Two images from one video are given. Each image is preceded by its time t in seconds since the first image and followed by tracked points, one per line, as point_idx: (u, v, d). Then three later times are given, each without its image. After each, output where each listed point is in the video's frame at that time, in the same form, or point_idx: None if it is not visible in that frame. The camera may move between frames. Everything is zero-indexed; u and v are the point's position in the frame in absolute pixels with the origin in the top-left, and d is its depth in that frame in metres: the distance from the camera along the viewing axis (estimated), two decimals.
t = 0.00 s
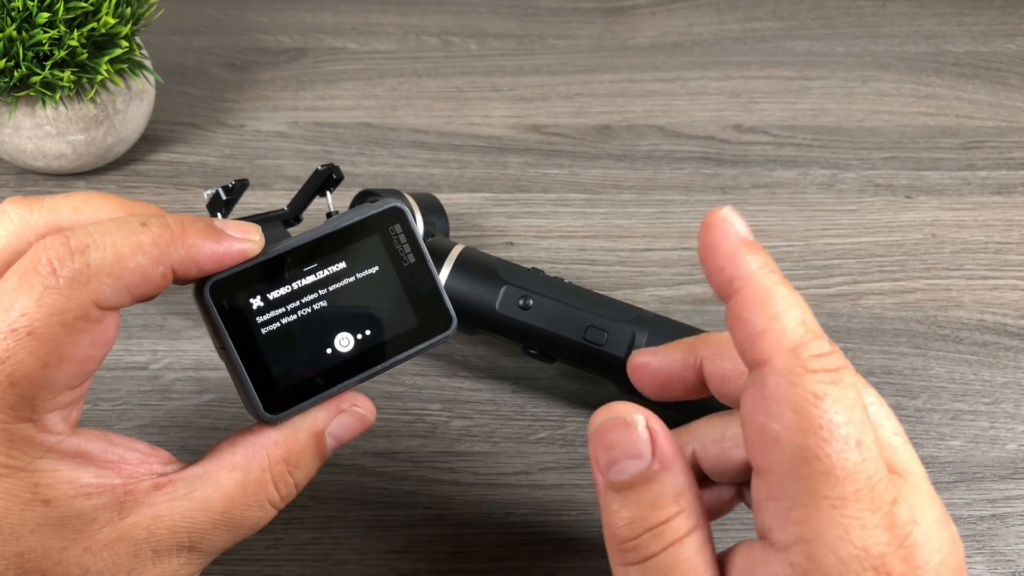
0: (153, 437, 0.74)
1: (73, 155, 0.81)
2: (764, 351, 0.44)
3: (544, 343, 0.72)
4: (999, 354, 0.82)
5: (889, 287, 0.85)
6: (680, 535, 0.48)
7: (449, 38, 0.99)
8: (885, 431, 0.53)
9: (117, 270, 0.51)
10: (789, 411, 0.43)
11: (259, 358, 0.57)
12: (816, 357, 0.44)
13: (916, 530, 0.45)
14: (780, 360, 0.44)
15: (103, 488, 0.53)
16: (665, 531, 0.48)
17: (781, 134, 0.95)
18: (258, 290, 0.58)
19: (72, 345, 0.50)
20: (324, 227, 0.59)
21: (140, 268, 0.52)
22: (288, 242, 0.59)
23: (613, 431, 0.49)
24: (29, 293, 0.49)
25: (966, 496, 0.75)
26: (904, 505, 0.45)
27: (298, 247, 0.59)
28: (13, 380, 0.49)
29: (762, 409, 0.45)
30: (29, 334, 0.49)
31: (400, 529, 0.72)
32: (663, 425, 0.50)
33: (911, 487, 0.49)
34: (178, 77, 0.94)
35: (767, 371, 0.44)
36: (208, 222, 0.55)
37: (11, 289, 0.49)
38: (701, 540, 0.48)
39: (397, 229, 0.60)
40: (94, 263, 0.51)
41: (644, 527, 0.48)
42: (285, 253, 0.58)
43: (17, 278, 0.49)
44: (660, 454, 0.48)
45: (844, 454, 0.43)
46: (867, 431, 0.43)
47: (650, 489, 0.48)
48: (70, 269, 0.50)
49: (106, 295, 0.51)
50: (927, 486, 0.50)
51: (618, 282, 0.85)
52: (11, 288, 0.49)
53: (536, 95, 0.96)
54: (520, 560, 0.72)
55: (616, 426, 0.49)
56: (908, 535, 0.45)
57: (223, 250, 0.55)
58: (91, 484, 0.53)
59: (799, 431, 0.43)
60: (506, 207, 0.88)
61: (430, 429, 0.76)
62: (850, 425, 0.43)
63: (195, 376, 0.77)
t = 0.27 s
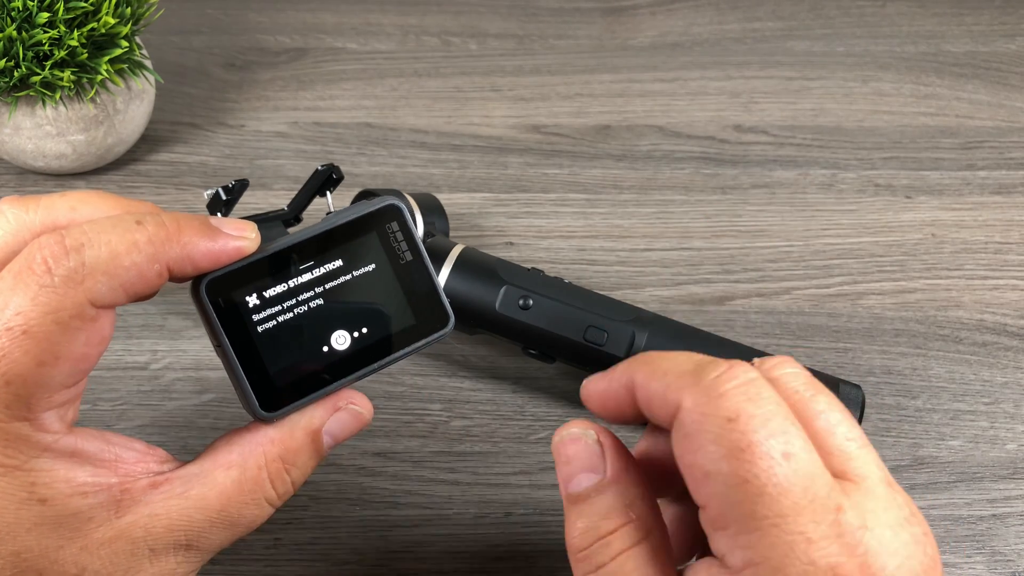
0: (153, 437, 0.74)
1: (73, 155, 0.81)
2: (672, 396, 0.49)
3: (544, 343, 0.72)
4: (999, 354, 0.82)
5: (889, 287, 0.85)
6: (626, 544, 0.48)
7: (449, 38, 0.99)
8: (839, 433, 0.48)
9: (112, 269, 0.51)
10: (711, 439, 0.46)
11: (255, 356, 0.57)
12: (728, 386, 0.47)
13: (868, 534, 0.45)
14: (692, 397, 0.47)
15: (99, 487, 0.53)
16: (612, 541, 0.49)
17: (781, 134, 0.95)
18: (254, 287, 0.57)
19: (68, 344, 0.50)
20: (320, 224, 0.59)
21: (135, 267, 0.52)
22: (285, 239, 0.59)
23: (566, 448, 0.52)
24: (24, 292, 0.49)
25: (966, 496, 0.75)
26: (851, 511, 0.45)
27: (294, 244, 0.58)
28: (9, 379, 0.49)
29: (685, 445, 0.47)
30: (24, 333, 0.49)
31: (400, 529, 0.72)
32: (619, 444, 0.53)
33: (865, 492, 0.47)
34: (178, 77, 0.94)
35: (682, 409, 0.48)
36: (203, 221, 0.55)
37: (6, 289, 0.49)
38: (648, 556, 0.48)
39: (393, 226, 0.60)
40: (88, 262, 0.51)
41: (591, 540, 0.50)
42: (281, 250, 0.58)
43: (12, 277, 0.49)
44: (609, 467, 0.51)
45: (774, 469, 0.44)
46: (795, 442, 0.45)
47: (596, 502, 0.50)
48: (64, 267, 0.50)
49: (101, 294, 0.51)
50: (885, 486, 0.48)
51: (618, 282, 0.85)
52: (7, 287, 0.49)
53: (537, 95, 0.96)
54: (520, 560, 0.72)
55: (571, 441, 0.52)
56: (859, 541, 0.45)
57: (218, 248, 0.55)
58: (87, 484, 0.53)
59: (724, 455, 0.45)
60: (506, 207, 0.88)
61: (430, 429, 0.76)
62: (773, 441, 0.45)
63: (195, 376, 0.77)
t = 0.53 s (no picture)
0: (153, 437, 0.74)
1: (72, 155, 0.81)
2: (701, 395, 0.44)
3: (544, 343, 0.72)
4: (999, 354, 0.82)
5: (889, 287, 0.85)
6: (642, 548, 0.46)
7: (449, 38, 0.99)
8: (849, 446, 0.48)
9: (108, 262, 0.51)
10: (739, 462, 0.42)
11: (251, 348, 0.57)
12: (765, 400, 0.42)
13: (876, 558, 0.44)
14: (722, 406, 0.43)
15: (96, 480, 0.53)
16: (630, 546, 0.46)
17: (782, 134, 0.95)
18: (249, 280, 0.57)
19: (65, 336, 0.51)
20: (315, 218, 0.59)
21: (131, 260, 0.52)
22: (279, 232, 0.58)
23: (543, 507, 0.47)
24: (21, 285, 0.49)
25: (966, 496, 0.75)
26: (862, 534, 0.44)
27: (289, 237, 0.58)
28: (6, 371, 0.49)
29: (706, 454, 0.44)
30: (21, 325, 0.49)
31: (400, 529, 0.72)
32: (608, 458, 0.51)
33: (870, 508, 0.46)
34: (178, 78, 0.94)
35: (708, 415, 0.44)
36: (199, 214, 0.55)
37: (3, 281, 0.49)
38: None
39: (389, 220, 0.60)
40: (85, 255, 0.51)
41: None
42: (276, 243, 0.58)
43: (9, 271, 0.49)
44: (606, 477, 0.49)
45: (800, 498, 0.41)
46: (822, 470, 0.42)
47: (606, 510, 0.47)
48: (60, 260, 0.50)
49: (97, 286, 0.51)
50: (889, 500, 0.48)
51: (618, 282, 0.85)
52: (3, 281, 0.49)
53: (536, 95, 0.96)
54: (520, 560, 0.72)
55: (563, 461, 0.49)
56: (867, 565, 0.44)
57: (214, 242, 0.55)
58: (84, 476, 0.53)
59: (749, 481, 0.41)
60: (506, 207, 0.88)
61: (430, 429, 0.76)
62: (803, 469, 0.41)
63: (195, 376, 0.77)
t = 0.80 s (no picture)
0: (153, 437, 0.74)
1: (72, 155, 0.81)
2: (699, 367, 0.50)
3: (544, 343, 0.72)
4: (999, 354, 0.82)
5: (889, 287, 0.85)
6: (641, 533, 0.49)
7: (449, 38, 0.99)
8: (844, 424, 0.49)
9: (115, 262, 0.52)
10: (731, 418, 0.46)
11: (255, 351, 0.57)
12: (751, 367, 0.47)
13: (868, 521, 0.46)
14: (719, 372, 0.48)
15: (101, 480, 0.53)
16: (628, 530, 0.49)
17: (781, 134, 0.95)
18: (254, 283, 0.57)
19: (71, 335, 0.50)
20: (319, 222, 0.59)
21: (138, 261, 0.52)
22: (284, 236, 0.59)
23: (573, 441, 0.50)
24: (28, 284, 0.49)
25: (966, 496, 0.75)
26: (854, 497, 0.46)
27: (293, 240, 0.58)
28: (12, 370, 0.49)
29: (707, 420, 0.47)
30: (28, 324, 0.49)
31: (400, 530, 0.72)
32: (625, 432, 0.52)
33: (867, 480, 0.47)
34: (178, 78, 0.94)
35: (706, 384, 0.48)
36: (205, 216, 0.55)
37: (10, 280, 0.49)
38: (664, 543, 0.49)
39: (392, 224, 0.60)
40: (92, 255, 0.51)
41: (607, 531, 0.49)
42: (281, 247, 0.58)
43: (16, 270, 0.49)
44: (620, 456, 0.50)
45: (787, 451, 0.44)
46: (809, 426, 0.45)
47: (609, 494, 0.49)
48: (69, 260, 0.50)
49: (105, 286, 0.51)
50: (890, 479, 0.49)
51: (619, 282, 0.85)
52: (11, 280, 0.49)
53: (536, 95, 0.96)
54: (520, 560, 0.72)
55: (579, 433, 0.50)
56: (858, 527, 0.45)
57: (219, 244, 0.55)
58: (89, 476, 0.53)
59: (742, 434, 0.45)
60: (506, 207, 0.88)
61: (430, 429, 0.76)
62: (790, 423, 0.45)
63: (195, 376, 0.77)
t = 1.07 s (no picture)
0: (153, 437, 0.74)
1: (72, 155, 0.81)
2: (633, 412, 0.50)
3: (544, 343, 0.72)
4: (999, 354, 0.82)
5: (889, 287, 0.85)
6: (610, 555, 0.50)
7: (449, 38, 0.99)
8: (804, 435, 0.49)
9: (111, 265, 0.51)
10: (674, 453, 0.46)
11: (254, 353, 0.57)
12: (686, 397, 0.48)
13: (838, 532, 0.45)
14: (650, 414, 0.48)
15: (98, 485, 0.53)
16: (598, 550, 0.50)
17: (781, 134, 0.95)
18: (252, 285, 0.57)
19: (67, 339, 0.50)
20: (317, 222, 0.59)
21: (134, 263, 0.52)
22: (281, 237, 0.59)
23: (547, 461, 0.52)
24: (23, 288, 0.49)
25: (966, 496, 0.75)
26: (818, 509, 0.45)
27: (291, 242, 0.58)
28: (8, 375, 0.49)
29: (651, 460, 0.48)
30: (23, 328, 0.49)
31: (400, 529, 0.72)
32: (600, 455, 0.53)
33: (833, 491, 0.47)
34: (178, 78, 0.94)
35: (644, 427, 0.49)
36: (202, 217, 0.55)
37: (5, 284, 0.49)
38: (635, 564, 0.50)
39: (391, 224, 0.60)
40: (88, 258, 0.51)
41: (580, 550, 0.51)
42: (279, 248, 0.58)
43: (11, 274, 0.49)
44: (592, 477, 0.51)
45: (736, 474, 0.44)
46: (754, 444, 0.45)
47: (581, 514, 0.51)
48: (64, 263, 0.50)
49: (101, 289, 0.51)
50: (856, 483, 0.48)
51: (619, 282, 0.85)
52: (6, 284, 0.49)
53: (537, 95, 0.96)
54: (520, 560, 0.72)
55: (553, 452, 0.52)
56: (828, 540, 0.45)
57: (217, 246, 0.55)
58: (86, 481, 0.53)
59: (686, 467, 0.45)
60: (507, 207, 0.88)
61: (430, 429, 0.76)
62: (733, 446, 0.45)
63: (195, 376, 0.77)
